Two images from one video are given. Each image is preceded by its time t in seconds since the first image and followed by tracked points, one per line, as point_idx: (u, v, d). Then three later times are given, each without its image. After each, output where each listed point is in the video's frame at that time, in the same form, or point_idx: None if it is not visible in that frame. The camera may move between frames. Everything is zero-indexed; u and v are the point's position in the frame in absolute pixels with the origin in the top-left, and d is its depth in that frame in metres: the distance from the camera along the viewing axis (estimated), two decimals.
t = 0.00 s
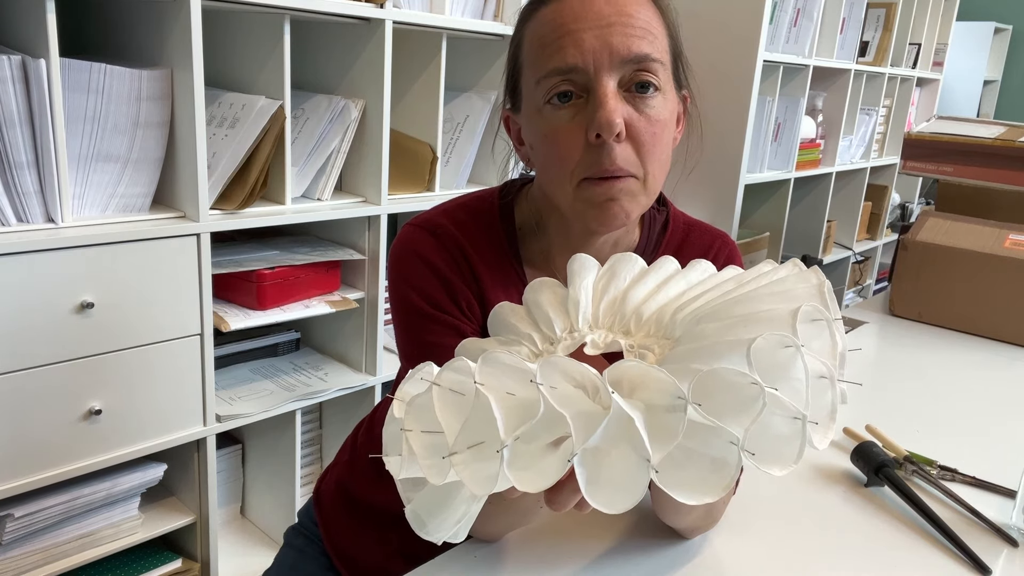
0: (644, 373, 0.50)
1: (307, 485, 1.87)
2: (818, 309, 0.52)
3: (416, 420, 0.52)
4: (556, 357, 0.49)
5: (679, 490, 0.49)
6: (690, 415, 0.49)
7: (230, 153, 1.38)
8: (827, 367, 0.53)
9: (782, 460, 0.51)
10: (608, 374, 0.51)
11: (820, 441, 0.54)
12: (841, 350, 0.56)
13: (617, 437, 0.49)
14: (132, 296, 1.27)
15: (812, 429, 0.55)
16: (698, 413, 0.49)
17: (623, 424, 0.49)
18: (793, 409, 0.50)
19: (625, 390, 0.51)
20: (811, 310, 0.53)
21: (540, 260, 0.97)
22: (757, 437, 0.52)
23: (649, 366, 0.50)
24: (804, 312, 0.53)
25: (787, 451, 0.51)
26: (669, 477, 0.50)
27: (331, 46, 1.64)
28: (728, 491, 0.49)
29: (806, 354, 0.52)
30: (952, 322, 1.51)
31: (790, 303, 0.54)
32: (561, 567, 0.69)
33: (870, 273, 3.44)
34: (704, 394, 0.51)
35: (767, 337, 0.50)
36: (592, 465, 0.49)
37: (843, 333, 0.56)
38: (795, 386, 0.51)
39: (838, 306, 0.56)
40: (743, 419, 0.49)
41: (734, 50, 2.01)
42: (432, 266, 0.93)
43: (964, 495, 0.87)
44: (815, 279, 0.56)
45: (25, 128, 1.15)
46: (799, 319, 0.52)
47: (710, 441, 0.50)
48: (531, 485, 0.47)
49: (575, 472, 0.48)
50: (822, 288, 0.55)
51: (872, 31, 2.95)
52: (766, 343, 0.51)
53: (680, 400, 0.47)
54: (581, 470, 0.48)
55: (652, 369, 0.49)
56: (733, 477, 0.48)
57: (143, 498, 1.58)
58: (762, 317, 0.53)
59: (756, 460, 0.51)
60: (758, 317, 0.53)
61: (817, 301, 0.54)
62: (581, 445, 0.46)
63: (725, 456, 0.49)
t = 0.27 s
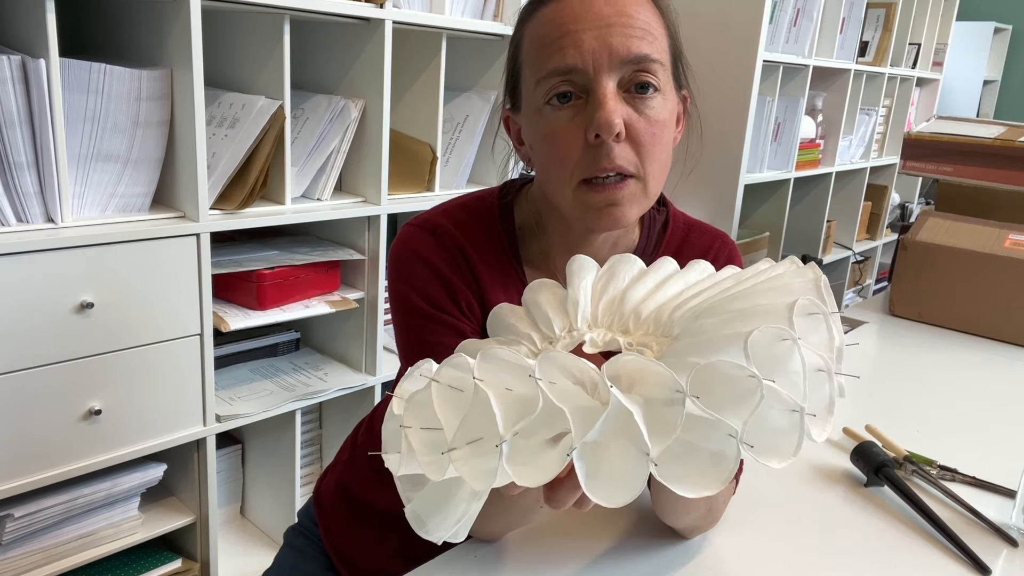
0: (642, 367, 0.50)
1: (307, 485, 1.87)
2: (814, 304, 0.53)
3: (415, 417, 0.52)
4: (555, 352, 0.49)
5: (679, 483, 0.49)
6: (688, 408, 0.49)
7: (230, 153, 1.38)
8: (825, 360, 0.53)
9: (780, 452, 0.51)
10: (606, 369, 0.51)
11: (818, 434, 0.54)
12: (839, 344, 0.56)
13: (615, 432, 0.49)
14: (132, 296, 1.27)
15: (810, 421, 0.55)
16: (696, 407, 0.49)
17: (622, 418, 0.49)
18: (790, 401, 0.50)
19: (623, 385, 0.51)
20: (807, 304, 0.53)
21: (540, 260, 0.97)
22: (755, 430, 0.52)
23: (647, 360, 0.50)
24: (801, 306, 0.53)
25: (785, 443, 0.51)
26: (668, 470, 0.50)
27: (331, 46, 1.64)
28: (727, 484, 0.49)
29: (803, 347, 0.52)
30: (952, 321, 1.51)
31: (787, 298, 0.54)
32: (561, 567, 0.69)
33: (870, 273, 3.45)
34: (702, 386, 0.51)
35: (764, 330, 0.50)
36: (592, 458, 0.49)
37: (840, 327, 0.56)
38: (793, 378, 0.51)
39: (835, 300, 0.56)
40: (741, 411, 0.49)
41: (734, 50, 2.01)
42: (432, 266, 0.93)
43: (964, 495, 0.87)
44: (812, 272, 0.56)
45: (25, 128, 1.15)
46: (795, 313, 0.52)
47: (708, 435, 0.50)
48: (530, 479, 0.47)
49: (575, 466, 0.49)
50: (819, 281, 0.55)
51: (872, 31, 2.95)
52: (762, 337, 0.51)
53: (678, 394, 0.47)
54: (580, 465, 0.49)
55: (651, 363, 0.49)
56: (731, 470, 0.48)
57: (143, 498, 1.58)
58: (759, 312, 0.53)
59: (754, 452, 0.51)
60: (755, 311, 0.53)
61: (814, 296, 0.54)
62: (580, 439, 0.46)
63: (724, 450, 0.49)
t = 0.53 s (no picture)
0: (631, 337, 0.51)
1: (307, 485, 1.87)
2: (801, 278, 0.53)
3: (412, 395, 0.53)
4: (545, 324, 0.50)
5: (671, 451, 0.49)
6: (678, 373, 0.50)
7: (230, 153, 1.38)
8: (815, 334, 0.53)
9: (772, 421, 0.51)
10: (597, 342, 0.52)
11: (811, 405, 0.53)
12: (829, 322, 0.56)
13: (607, 401, 0.49)
14: (132, 296, 1.27)
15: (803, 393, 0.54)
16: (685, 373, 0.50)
17: (613, 386, 0.49)
18: (781, 369, 0.51)
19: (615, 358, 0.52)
20: (792, 278, 0.54)
21: (541, 259, 0.97)
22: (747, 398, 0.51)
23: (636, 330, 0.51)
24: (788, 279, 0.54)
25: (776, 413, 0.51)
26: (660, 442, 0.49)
27: (331, 46, 1.64)
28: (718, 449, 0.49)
29: (791, 318, 0.52)
30: (951, 321, 1.51)
31: (774, 274, 0.54)
32: (561, 566, 0.69)
33: (870, 273, 3.45)
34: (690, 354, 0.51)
35: (750, 300, 0.51)
36: (585, 428, 0.49)
37: (830, 304, 0.56)
38: (780, 347, 0.52)
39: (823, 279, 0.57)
40: (730, 378, 0.50)
41: (734, 51, 2.01)
42: (431, 266, 0.93)
43: (964, 495, 0.87)
44: (797, 250, 0.57)
45: (25, 128, 1.15)
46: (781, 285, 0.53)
47: (699, 403, 0.50)
48: (524, 446, 0.47)
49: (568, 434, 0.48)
50: (806, 260, 0.56)
51: (872, 31, 2.95)
52: (750, 307, 0.52)
53: (667, 358, 0.48)
54: (573, 432, 0.48)
55: (639, 330, 0.50)
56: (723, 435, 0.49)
57: (143, 498, 1.58)
58: (746, 286, 0.53)
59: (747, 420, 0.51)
60: (744, 284, 0.53)
61: (801, 271, 0.55)
62: (571, 405, 0.47)
63: (716, 418, 0.49)
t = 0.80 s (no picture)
0: (644, 379, 0.51)
1: (307, 485, 1.87)
2: (816, 306, 0.52)
3: (420, 434, 0.52)
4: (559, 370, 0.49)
5: (688, 496, 0.49)
6: (694, 420, 0.49)
7: (230, 153, 1.38)
8: (829, 363, 0.53)
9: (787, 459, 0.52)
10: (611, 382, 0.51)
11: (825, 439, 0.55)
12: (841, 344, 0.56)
13: (622, 446, 0.49)
14: (132, 296, 1.27)
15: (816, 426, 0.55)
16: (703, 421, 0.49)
17: (628, 432, 0.49)
18: (799, 408, 0.51)
19: (628, 399, 0.52)
20: (811, 307, 0.53)
21: (540, 258, 0.97)
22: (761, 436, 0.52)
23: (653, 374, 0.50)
24: (804, 309, 0.53)
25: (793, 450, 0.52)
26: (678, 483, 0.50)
27: (331, 46, 1.64)
28: (736, 496, 0.49)
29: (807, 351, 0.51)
30: (951, 321, 1.51)
31: (789, 301, 0.54)
32: (562, 567, 0.69)
33: (870, 273, 3.45)
34: (707, 397, 0.51)
35: (767, 338, 0.51)
36: (598, 474, 0.49)
37: (843, 328, 0.56)
38: (796, 383, 0.51)
39: (836, 301, 0.56)
40: (746, 421, 0.50)
41: (734, 51, 2.01)
42: (431, 266, 0.93)
43: (964, 495, 0.87)
44: (812, 274, 0.56)
45: (25, 128, 1.15)
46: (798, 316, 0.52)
47: (714, 445, 0.50)
48: (539, 499, 0.47)
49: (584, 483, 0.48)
50: (818, 283, 0.55)
51: (872, 31, 2.95)
52: (766, 344, 0.51)
53: (684, 407, 0.48)
54: (589, 481, 0.48)
55: (655, 375, 0.50)
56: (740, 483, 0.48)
57: (143, 498, 1.58)
58: (761, 316, 0.53)
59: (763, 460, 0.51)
60: (759, 314, 0.53)
61: (815, 298, 0.54)
62: (588, 456, 0.46)
63: (731, 461, 0.49)
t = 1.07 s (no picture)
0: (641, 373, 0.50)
1: (307, 485, 1.87)
2: (812, 303, 0.53)
3: (416, 427, 0.52)
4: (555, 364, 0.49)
5: (683, 490, 0.49)
6: (690, 415, 0.49)
7: (230, 153, 1.38)
8: (825, 361, 0.53)
9: (784, 456, 0.51)
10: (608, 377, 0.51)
11: (821, 436, 0.54)
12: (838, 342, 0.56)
13: (617, 440, 0.49)
14: (132, 296, 1.27)
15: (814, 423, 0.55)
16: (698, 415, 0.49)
17: (624, 426, 0.49)
18: (794, 406, 0.50)
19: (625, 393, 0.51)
20: (806, 304, 0.53)
21: (540, 258, 0.97)
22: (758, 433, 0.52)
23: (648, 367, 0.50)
24: (800, 306, 0.53)
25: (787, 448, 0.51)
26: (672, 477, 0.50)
27: (331, 46, 1.64)
28: (732, 491, 0.49)
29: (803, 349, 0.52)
30: (951, 321, 1.51)
31: (785, 298, 0.54)
32: (561, 567, 0.69)
33: (870, 273, 3.44)
34: (703, 393, 0.51)
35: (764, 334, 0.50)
36: (595, 467, 0.49)
37: (840, 326, 0.56)
38: (793, 381, 0.52)
39: (833, 299, 0.57)
40: (741, 417, 0.50)
41: (734, 51, 2.01)
42: (431, 266, 0.93)
43: (964, 495, 0.87)
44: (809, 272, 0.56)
45: (25, 128, 1.15)
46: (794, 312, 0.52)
47: (711, 441, 0.50)
48: (534, 492, 0.47)
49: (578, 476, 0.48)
50: (815, 281, 0.55)
51: (872, 31, 2.95)
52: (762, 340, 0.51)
53: (679, 402, 0.47)
54: (584, 474, 0.48)
55: (650, 369, 0.49)
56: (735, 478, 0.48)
57: (143, 498, 1.58)
58: (757, 312, 0.53)
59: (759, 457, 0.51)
60: (756, 311, 0.53)
61: (811, 295, 0.54)
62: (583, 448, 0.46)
63: (727, 456, 0.49)
